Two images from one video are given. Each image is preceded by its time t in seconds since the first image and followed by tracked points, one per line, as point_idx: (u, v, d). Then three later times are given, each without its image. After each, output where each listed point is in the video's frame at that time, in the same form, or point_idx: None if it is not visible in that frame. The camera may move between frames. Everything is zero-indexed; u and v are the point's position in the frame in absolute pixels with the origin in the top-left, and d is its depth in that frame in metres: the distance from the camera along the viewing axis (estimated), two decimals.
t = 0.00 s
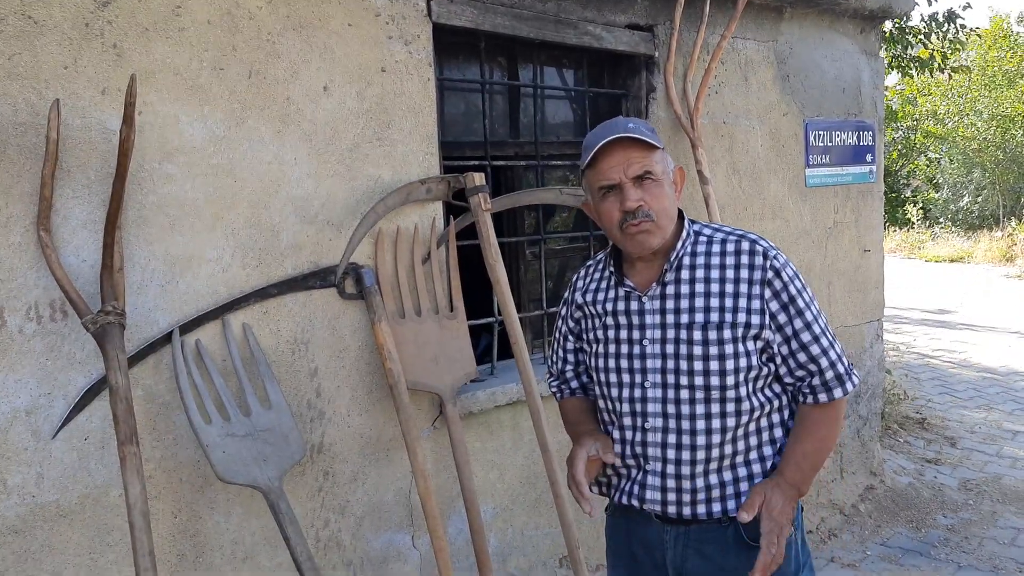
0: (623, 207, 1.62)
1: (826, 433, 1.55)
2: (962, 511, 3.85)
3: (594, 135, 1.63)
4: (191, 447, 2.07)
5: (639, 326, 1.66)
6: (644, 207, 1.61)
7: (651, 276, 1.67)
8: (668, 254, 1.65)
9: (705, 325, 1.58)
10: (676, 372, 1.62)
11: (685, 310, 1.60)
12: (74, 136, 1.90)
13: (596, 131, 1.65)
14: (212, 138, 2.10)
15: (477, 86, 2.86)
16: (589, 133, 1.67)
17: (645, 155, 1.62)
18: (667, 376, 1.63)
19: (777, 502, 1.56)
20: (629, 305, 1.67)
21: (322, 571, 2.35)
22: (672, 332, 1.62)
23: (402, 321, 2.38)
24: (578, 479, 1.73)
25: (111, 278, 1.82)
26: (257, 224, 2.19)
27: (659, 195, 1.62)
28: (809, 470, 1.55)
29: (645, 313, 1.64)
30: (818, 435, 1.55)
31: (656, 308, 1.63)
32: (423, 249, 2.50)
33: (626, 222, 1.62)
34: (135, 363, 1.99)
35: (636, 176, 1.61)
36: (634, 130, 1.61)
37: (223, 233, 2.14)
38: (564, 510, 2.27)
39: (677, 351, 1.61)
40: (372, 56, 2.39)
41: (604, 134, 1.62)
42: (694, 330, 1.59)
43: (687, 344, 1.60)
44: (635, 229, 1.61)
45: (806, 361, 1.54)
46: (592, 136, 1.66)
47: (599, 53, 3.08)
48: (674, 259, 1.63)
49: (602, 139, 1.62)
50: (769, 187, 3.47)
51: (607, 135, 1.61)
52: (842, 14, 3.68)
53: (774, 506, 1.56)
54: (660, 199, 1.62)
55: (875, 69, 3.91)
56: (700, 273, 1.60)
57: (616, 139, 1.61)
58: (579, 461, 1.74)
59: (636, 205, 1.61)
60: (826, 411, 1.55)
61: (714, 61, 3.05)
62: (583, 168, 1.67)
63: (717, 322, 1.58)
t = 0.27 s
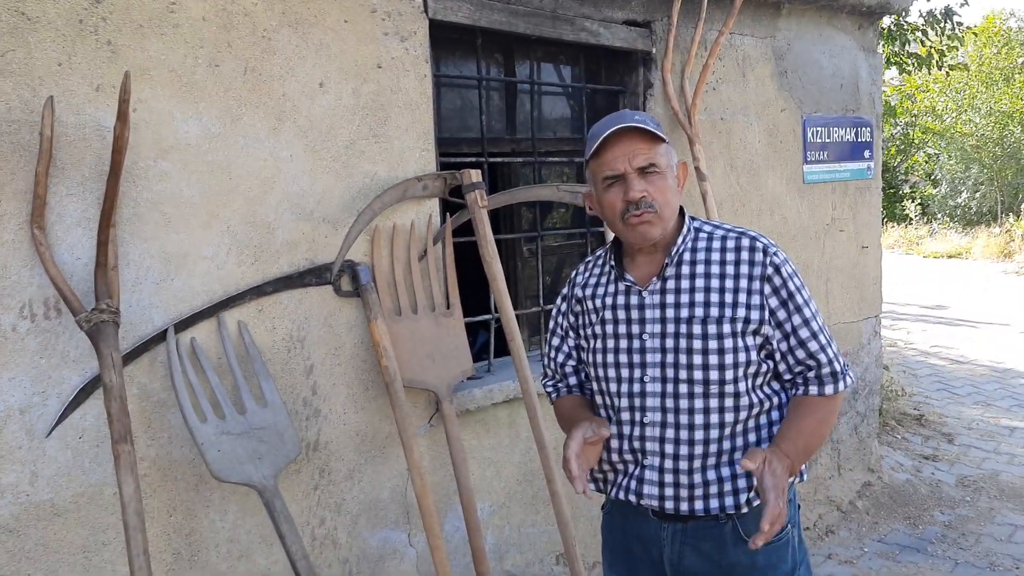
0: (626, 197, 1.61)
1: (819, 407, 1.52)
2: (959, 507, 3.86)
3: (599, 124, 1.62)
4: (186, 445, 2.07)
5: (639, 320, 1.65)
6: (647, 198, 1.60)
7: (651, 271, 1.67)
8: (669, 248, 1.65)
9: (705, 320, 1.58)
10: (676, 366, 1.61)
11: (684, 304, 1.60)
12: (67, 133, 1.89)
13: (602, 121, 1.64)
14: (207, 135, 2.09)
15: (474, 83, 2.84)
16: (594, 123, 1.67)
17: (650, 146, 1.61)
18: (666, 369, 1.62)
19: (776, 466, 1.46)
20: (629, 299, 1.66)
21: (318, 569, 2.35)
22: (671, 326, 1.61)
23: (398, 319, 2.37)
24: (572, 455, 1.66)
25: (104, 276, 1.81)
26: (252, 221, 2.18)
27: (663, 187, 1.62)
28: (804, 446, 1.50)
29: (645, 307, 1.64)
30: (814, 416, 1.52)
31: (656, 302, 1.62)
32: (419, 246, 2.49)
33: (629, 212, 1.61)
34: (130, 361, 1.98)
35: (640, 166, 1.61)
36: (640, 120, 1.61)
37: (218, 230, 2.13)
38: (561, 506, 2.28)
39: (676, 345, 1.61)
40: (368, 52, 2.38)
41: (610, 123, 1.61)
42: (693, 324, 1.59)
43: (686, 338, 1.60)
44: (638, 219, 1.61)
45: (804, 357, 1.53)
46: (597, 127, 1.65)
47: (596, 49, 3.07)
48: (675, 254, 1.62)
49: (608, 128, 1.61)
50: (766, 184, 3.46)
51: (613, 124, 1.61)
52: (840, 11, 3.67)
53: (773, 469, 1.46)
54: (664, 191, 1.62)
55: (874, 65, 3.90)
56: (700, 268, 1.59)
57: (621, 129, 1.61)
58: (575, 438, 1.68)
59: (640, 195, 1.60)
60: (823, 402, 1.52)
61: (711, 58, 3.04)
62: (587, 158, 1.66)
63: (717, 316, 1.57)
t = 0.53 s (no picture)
0: (626, 184, 1.61)
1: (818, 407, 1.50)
2: (956, 505, 3.85)
3: (602, 111, 1.64)
4: (179, 444, 2.05)
5: (636, 315, 1.63)
6: (647, 185, 1.60)
7: (649, 262, 1.66)
8: (666, 240, 1.64)
9: (703, 314, 1.57)
10: (673, 360, 1.60)
11: (682, 298, 1.59)
12: (58, 130, 1.87)
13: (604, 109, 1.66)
14: (200, 132, 2.07)
15: (469, 79, 2.83)
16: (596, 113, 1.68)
17: (652, 135, 1.62)
18: (663, 364, 1.60)
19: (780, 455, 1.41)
20: (627, 294, 1.65)
21: (313, 568, 2.34)
22: (669, 320, 1.60)
23: (393, 317, 2.36)
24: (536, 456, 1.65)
25: (96, 274, 1.79)
26: (246, 218, 2.17)
27: (664, 175, 1.62)
28: (806, 441, 1.47)
29: (642, 302, 1.62)
30: (814, 411, 1.50)
31: (653, 297, 1.61)
32: (414, 244, 2.47)
33: (629, 198, 1.61)
34: (122, 360, 1.96)
35: (641, 154, 1.61)
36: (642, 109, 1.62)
37: (211, 228, 2.11)
38: (557, 505, 2.32)
39: (673, 339, 1.60)
40: (362, 49, 2.36)
41: (613, 110, 1.63)
42: (691, 319, 1.58)
43: (683, 332, 1.58)
44: (637, 205, 1.60)
45: (802, 352, 1.53)
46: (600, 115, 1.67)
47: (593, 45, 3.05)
48: (673, 248, 1.61)
49: (611, 114, 1.62)
50: (763, 181, 3.45)
51: (616, 110, 1.62)
52: (838, 7, 3.66)
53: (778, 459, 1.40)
54: (663, 180, 1.62)
55: (871, 62, 3.88)
56: (698, 263, 1.58)
57: (624, 117, 1.62)
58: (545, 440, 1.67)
59: (640, 181, 1.60)
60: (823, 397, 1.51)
61: (707, 56, 3.02)
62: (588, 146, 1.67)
63: (714, 310, 1.56)
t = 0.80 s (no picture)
0: (623, 207, 1.60)
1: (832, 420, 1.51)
2: (952, 503, 3.87)
3: (604, 127, 1.57)
4: (179, 443, 2.06)
5: (632, 312, 1.65)
6: (644, 212, 1.59)
7: (643, 270, 1.67)
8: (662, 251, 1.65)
9: (699, 310, 1.59)
10: (669, 356, 1.61)
11: (678, 295, 1.61)
12: (57, 130, 1.87)
13: (607, 120, 1.59)
14: (199, 132, 2.08)
15: (467, 79, 2.83)
16: (600, 118, 1.61)
17: (654, 156, 1.57)
18: (660, 359, 1.62)
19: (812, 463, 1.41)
20: (623, 292, 1.67)
21: (312, 567, 2.35)
22: (665, 317, 1.61)
23: (391, 316, 2.37)
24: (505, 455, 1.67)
25: (95, 274, 1.80)
26: (245, 218, 2.17)
27: (662, 197, 1.60)
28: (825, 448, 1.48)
29: (639, 299, 1.64)
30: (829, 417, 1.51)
31: (650, 295, 1.63)
32: (413, 243, 2.48)
33: (624, 222, 1.60)
34: (122, 359, 1.97)
35: (641, 178, 1.58)
36: (646, 128, 1.56)
37: (210, 227, 2.12)
38: (555, 505, 2.32)
39: (670, 335, 1.61)
40: (361, 48, 2.37)
41: (615, 129, 1.56)
42: (687, 315, 1.60)
43: (680, 328, 1.60)
44: (632, 231, 1.60)
45: (798, 349, 1.55)
46: (603, 123, 1.60)
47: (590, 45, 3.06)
48: (669, 247, 1.63)
49: (613, 136, 1.56)
50: (760, 180, 3.47)
51: (617, 132, 1.56)
52: (834, 6, 3.67)
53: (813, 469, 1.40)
54: (661, 204, 1.60)
55: (867, 61, 3.90)
56: (695, 261, 1.60)
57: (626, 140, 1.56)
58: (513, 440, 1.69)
59: (637, 208, 1.58)
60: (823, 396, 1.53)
61: (705, 55, 3.04)
62: (588, 158, 1.62)
63: (710, 307, 1.58)
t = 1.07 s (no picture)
0: (626, 214, 1.62)
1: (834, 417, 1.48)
2: (948, 500, 3.90)
3: (613, 134, 1.58)
4: (180, 442, 2.07)
5: (633, 311, 1.67)
6: (647, 220, 1.61)
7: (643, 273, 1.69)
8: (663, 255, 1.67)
9: (698, 310, 1.60)
10: (668, 355, 1.63)
11: (679, 295, 1.62)
12: (59, 131, 1.88)
13: (617, 126, 1.60)
14: (200, 132, 2.09)
15: (466, 80, 2.85)
16: (610, 122, 1.62)
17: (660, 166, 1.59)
18: (660, 358, 1.64)
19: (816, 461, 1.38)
20: (625, 291, 1.68)
21: (312, 564, 2.36)
22: (665, 316, 1.63)
23: (391, 315, 2.38)
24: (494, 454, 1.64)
25: (97, 274, 1.80)
26: (245, 218, 2.18)
27: (666, 207, 1.62)
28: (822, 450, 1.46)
29: (640, 299, 1.66)
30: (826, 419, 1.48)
31: (651, 294, 1.65)
32: (413, 243, 2.49)
33: (627, 228, 1.62)
34: (123, 358, 1.98)
35: (645, 187, 1.59)
36: (654, 137, 1.57)
37: (211, 227, 2.12)
38: (554, 503, 2.33)
39: (670, 334, 1.63)
40: (361, 49, 2.38)
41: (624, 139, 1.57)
42: (687, 314, 1.61)
43: (679, 327, 1.62)
44: (634, 237, 1.62)
45: (794, 354, 1.54)
46: (612, 128, 1.61)
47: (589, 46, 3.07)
48: (671, 248, 1.64)
49: (621, 144, 1.58)
50: (758, 179, 3.48)
51: (626, 140, 1.57)
52: (831, 7, 3.69)
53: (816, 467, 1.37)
54: (665, 212, 1.62)
55: (864, 61, 3.91)
56: (695, 261, 1.62)
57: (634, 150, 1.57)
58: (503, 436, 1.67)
59: (640, 217, 1.60)
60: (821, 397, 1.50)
61: (703, 55, 3.06)
62: (596, 161, 1.64)
63: (710, 307, 1.59)
